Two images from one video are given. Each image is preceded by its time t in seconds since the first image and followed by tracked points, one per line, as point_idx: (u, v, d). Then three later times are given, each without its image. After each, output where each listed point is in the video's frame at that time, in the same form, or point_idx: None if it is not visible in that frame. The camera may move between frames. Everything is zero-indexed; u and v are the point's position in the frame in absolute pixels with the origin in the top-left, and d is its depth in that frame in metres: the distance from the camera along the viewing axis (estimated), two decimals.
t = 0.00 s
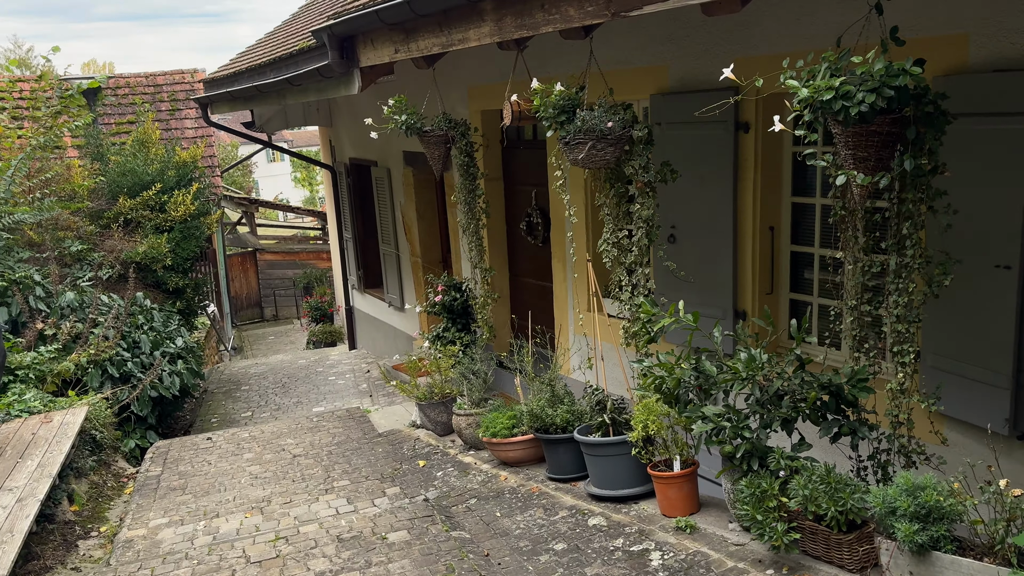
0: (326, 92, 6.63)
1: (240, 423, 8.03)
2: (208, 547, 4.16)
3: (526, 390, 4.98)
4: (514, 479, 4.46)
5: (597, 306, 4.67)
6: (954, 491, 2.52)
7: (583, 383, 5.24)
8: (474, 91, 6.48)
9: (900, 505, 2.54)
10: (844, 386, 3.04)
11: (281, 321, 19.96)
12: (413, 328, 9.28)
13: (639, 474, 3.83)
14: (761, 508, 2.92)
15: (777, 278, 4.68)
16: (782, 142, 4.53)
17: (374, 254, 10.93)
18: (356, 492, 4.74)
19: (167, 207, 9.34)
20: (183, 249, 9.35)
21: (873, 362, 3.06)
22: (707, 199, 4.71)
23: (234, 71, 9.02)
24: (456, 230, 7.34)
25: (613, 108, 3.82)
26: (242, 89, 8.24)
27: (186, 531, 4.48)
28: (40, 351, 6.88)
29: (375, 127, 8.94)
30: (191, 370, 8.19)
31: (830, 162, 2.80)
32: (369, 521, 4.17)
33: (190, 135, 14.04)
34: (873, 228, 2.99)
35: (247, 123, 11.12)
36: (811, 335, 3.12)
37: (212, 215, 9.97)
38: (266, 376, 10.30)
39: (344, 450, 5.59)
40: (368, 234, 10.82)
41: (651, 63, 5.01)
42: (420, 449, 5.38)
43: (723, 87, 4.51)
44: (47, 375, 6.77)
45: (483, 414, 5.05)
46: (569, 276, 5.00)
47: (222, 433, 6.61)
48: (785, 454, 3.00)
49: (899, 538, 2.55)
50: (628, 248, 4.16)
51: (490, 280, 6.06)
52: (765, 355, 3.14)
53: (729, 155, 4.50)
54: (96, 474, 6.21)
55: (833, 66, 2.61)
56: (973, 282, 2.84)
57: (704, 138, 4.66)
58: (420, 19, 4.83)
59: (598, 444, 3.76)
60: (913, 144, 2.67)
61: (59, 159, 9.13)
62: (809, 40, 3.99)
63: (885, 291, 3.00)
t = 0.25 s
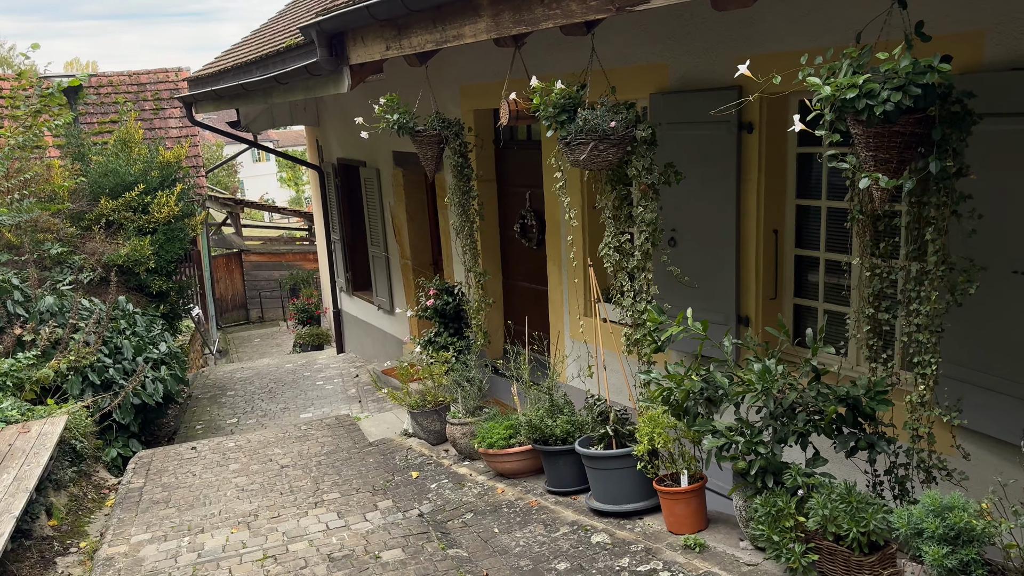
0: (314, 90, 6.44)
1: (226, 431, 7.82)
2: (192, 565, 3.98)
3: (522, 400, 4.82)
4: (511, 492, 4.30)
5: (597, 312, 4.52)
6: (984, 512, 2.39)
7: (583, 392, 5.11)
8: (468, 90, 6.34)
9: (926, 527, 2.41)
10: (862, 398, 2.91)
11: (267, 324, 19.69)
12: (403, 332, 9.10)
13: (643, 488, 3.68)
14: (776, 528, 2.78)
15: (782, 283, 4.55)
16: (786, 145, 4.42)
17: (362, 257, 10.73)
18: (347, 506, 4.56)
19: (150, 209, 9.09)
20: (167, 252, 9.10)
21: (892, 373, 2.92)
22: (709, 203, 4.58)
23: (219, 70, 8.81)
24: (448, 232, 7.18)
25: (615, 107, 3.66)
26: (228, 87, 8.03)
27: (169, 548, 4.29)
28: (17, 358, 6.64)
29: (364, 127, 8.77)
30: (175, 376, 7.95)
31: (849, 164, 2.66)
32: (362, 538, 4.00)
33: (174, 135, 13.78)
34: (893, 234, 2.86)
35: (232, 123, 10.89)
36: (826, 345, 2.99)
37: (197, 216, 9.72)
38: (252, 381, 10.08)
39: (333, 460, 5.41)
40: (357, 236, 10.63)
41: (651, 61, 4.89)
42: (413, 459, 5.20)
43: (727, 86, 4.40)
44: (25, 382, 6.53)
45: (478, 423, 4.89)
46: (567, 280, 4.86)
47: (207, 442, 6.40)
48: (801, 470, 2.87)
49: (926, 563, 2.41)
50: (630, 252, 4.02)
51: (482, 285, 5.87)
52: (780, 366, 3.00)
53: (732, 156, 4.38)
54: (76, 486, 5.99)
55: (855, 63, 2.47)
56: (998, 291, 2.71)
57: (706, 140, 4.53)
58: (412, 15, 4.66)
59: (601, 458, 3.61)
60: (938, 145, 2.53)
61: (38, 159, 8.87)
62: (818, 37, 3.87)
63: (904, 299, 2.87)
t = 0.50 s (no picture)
0: (303, 89, 6.27)
1: (212, 437, 7.63)
2: None
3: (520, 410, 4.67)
4: (509, 505, 4.15)
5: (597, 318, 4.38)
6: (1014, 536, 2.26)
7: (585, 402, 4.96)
8: (463, 89, 6.22)
9: (954, 551, 2.28)
10: (880, 411, 2.78)
11: (255, 325, 19.43)
12: (393, 335, 8.93)
13: (647, 503, 3.54)
14: (792, 549, 2.65)
15: (786, 287, 4.43)
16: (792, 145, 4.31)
17: (352, 258, 10.56)
18: (338, 520, 4.40)
19: (134, 210, 8.86)
20: (151, 253, 8.86)
21: (909, 385, 2.80)
22: (711, 205, 4.46)
23: (205, 68, 8.61)
24: (441, 234, 7.04)
25: (618, 105, 3.53)
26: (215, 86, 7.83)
27: (152, 564, 4.11)
28: None
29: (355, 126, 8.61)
30: (160, 382, 7.72)
31: (868, 166, 2.53)
32: (354, 555, 3.84)
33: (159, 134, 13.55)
34: (912, 239, 2.74)
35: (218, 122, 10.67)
36: (843, 356, 2.86)
37: (183, 217, 9.48)
38: (239, 385, 9.88)
39: (323, 470, 5.24)
40: (347, 237, 10.46)
41: (651, 60, 4.77)
42: (406, 469, 5.05)
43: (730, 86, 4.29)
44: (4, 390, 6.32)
45: (474, 432, 4.73)
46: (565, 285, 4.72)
47: (193, 451, 6.22)
48: (817, 487, 2.74)
49: None
50: (632, 257, 3.88)
51: (477, 289, 5.71)
52: (793, 378, 2.87)
53: (735, 157, 4.26)
54: (56, 497, 5.79)
55: (878, 60, 2.34)
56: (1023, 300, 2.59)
57: (708, 141, 4.41)
58: (405, 10, 4.51)
59: (604, 471, 3.47)
60: (963, 147, 2.41)
61: (18, 159, 8.63)
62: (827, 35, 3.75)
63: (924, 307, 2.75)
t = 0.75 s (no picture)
0: (293, 85, 6.09)
1: (200, 443, 7.43)
2: None
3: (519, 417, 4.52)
4: (507, 516, 3.99)
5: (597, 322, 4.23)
6: None
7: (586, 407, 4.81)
8: (459, 86, 6.08)
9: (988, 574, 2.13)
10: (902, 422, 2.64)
11: (245, 327, 19.18)
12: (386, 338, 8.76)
13: (653, 515, 3.39)
14: (811, 568, 2.51)
15: (792, 289, 4.30)
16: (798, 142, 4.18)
17: (344, 259, 10.39)
18: (329, 532, 4.23)
19: (120, 210, 8.55)
20: (138, 254, 8.56)
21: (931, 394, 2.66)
22: (716, 205, 4.32)
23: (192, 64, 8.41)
24: (436, 234, 6.89)
25: (622, 100, 3.38)
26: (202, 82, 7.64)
27: None
28: None
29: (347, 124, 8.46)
30: (146, 386, 7.45)
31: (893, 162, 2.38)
32: (346, 570, 3.66)
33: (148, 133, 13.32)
34: (936, 239, 2.60)
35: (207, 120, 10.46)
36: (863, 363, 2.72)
37: (171, 217, 9.17)
38: (228, 388, 9.68)
39: (314, 479, 5.07)
40: (338, 237, 10.29)
41: (653, 55, 4.63)
42: (399, 478, 4.88)
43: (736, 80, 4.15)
44: None
45: (471, 439, 4.58)
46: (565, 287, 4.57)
47: (180, 458, 6.02)
48: (836, 502, 2.59)
49: None
50: (636, 258, 3.73)
51: (472, 292, 5.56)
52: (811, 386, 2.72)
53: (741, 155, 4.13)
54: (37, 507, 5.58)
55: (905, 49, 2.20)
56: None
57: (713, 137, 4.27)
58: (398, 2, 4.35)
59: (608, 482, 3.31)
60: (994, 142, 2.27)
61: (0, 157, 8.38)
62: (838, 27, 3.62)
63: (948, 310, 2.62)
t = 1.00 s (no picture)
0: (283, 81, 5.91)
1: (189, 449, 7.23)
2: None
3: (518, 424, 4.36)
4: (506, 529, 3.83)
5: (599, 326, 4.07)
6: None
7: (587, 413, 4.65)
8: (454, 82, 5.91)
9: None
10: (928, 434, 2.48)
11: (236, 327, 18.95)
12: (379, 340, 8.58)
13: (660, 530, 3.23)
14: None
15: (801, 291, 4.16)
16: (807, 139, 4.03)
17: (336, 260, 10.21)
18: (320, 546, 4.05)
19: (106, 210, 8.24)
20: (125, 255, 8.25)
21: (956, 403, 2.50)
22: (721, 204, 4.16)
23: (180, 60, 8.19)
24: (431, 235, 6.72)
25: (626, 94, 3.21)
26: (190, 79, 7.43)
27: None
28: None
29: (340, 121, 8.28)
30: (133, 391, 7.20)
31: (925, 158, 2.20)
32: None
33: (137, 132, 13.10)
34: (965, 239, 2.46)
35: (196, 118, 10.24)
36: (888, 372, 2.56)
37: (159, 218, 8.85)
38: (218, 392, 9.48)
39: (305, 489, 4.89)
40: (330, 238, 10.11)
41: (655, 49, 4.48)
42: (393, 487, 4.71)
43: (743, 74, 3.99)
44: None
45: (467, 448, 4.41)
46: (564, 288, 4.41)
47: (166, 465, 5.82)
48: (859, 520, 2.44)
49: None
50: (641, 260, 3.56)
51: (469, 294, 5.39)
52: (832, 396, 2.56)
53: (749, 152, 3.97)
54: (17, 518, 5.38)
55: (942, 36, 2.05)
56: None
57: (718, 134, 4.11)
58: None
59: (613, 495, 3.15)
60: None
61: None
62: (853, 18, 3.46)
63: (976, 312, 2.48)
